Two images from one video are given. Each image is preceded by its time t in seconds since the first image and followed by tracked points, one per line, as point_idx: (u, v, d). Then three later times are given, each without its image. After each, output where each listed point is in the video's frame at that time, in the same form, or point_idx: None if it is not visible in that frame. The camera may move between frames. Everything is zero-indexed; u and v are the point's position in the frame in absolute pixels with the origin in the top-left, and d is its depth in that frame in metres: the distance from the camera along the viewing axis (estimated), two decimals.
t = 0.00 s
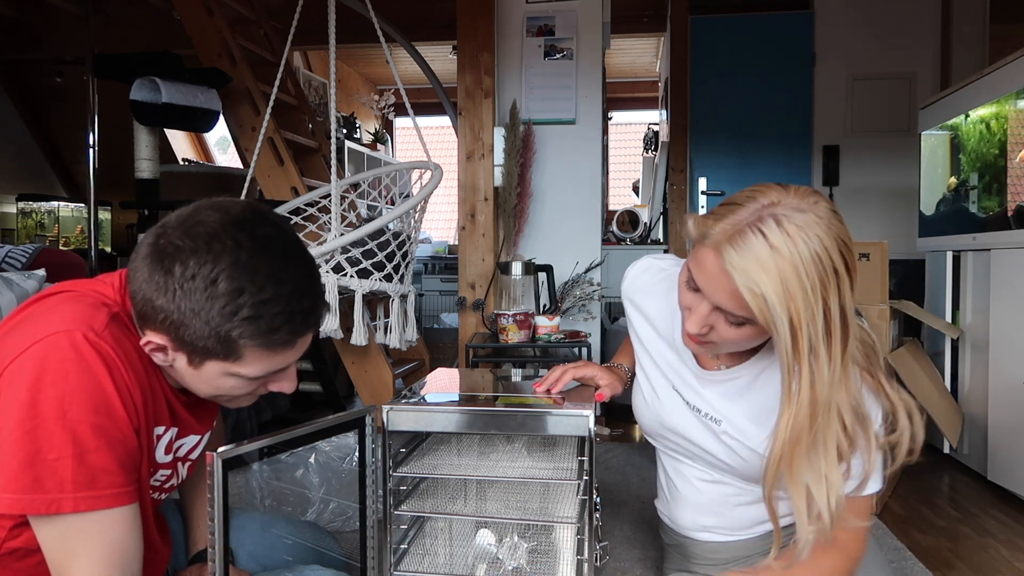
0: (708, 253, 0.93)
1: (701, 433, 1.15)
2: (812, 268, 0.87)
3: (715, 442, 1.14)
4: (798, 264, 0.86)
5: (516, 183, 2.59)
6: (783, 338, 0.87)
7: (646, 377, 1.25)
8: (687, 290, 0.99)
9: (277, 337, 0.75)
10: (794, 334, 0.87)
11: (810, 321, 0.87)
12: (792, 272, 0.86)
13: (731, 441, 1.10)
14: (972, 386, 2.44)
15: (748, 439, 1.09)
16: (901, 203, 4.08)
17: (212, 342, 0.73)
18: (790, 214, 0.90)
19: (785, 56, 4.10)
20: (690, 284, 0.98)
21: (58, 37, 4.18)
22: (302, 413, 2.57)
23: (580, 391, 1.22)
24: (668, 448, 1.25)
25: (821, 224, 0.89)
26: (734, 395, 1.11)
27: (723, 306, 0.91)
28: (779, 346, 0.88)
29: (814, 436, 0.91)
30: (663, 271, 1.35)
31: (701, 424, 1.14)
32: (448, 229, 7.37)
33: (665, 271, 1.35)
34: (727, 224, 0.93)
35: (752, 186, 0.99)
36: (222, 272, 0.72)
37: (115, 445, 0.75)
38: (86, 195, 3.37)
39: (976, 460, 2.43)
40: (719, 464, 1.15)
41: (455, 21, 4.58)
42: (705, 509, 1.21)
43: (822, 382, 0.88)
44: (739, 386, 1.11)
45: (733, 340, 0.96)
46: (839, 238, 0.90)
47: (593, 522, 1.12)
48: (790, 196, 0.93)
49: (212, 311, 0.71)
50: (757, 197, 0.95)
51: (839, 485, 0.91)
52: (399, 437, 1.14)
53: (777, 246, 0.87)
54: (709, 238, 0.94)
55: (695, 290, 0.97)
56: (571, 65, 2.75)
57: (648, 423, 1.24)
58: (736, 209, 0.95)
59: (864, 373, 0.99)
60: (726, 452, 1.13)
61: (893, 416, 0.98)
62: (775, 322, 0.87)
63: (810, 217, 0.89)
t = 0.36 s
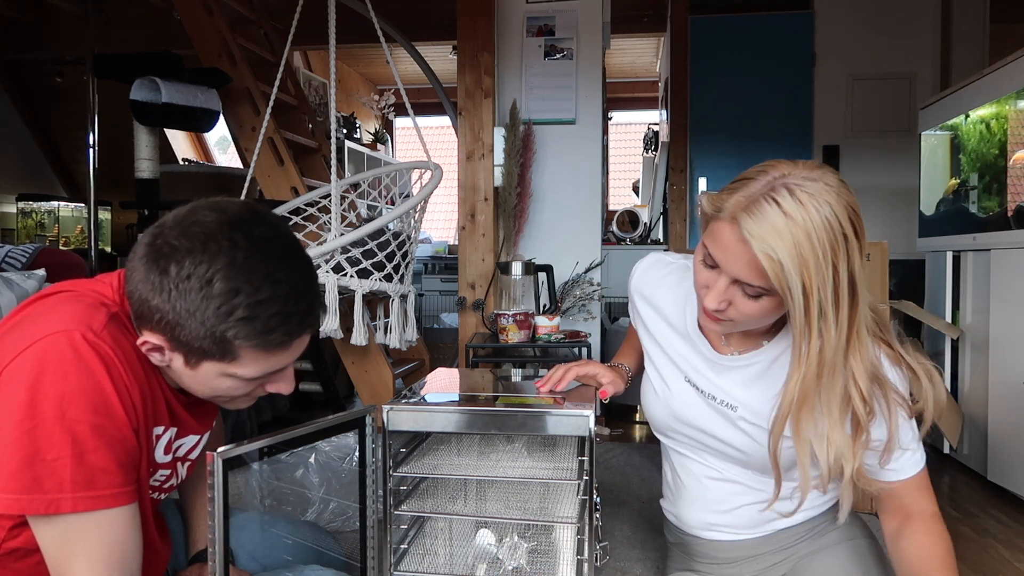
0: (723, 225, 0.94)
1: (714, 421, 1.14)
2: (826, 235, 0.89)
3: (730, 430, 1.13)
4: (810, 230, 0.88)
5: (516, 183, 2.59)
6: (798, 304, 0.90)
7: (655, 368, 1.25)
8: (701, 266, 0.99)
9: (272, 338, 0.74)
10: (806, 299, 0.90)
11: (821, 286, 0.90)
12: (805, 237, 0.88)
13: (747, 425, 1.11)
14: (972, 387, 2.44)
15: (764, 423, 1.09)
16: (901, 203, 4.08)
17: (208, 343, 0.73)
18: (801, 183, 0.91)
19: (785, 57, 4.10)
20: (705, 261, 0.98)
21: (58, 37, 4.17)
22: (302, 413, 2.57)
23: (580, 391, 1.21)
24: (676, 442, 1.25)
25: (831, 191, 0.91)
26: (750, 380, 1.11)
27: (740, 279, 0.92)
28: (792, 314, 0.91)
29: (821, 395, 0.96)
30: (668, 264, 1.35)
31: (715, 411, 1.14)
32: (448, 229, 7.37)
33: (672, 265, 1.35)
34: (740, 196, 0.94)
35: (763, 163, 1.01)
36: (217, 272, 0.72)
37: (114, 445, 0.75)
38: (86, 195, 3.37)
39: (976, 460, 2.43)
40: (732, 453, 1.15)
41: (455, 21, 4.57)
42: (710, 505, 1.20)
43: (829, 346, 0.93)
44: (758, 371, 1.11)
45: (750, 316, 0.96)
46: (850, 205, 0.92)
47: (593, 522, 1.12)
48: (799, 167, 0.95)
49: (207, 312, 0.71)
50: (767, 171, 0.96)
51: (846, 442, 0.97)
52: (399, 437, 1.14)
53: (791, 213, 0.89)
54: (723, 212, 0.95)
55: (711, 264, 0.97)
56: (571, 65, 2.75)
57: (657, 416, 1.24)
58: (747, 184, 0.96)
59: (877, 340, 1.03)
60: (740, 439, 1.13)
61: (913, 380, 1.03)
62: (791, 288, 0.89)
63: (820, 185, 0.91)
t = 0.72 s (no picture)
0: (771, 220, 0.93)
1: (714, 417, 1.14)
2: (870, 208, 0.92)
3: (730, 427, 1.13)
4: (862, 206, 0.91)
5: (516, 183, 2.59)
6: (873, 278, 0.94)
7: (655, 365, 1.24)
8: (747, 266, 0.97)
9: (268, 340, 0.74)
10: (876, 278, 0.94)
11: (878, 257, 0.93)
12: (865, 217, 0.91)
13: (745, 423, 1.10)
14: (972, 387, 2.44)
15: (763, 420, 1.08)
16: (901, 203, 4.08)
17: (205, 344, 0.73)
18: (828, 164, 0.94)
19: (785, 57, 4.10)
20: (749, 260, 0.97)
21: (58, 37, 4.18)
22: (302, 413, 2.57)
23: (580, 391, 1.21)
24: (677, 441, 1.25)
25: (858, 165, 0.95)
26: (748, 375, 1.11)
27: (803, 270, 0.92)
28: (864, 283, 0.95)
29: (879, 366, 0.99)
30: (671, 260, 1.36)
31: (715, 407, 1.14)
32: (448, 229, 7.37)
33: (673, 261, 1.35)
34: (777, 191, 0.94)
35: (775, 152, 1.01)
36: (215, 272, 0.72)
37: (113, 445, 0.75)
38: (86, 195, 3.37)
39: (976, 460, 2.43)
40: (731, 450, 1.15)
41: (455, 21, 4.58)
42: (710, 505, 1.20)
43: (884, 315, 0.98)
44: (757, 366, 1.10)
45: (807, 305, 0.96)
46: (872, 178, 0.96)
47: (593, 522, 1.12)
48: (817, 151, 0.97)
49: (203, 313, 0.71)
50: (788, 159, 0.98)
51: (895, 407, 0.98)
52: (399, 437, 1.14)
53: (840, 193, 0.90)
54: (765, 206, 0.94)
55: (759, 263, 0.96)
56: (571, 65, 2.75)
57: (656, 414, 1.24)
58: (775, 175, 0.96)
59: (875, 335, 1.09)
60: (738, 435, 1.12)
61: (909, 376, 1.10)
62: (870, 267, 0.93)
63: (846, 163, 0.94)
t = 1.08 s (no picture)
0: (786, 189, 0.94)
1: (715, 417, 1.14)
2: (877, 188, 0.93)
3: (730, 426, 1.13)
4: (870, 183, 0.92)
5: (516, 183, 2.59)
6: (874, 254, 0.94)
7: (655, 365, 1.24)
8: (755, 239, 0.98)
9: (268, 340, 0.74)
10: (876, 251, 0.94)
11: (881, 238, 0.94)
12: (873, 192, 0.93)
13: (745, 422, 1.10)
14: (972, 387, 2.44)
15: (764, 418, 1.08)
16: (900, 203, 4.08)
17: (204, 343, 0.73)
18: (837, 142, 0.96)
19: (785, 57, 4.10)
20: (758, 232, 0.98)
21: (59, 37, 4.17)
22: (302, 413, 2.58)
23: (580, 391, 1.21)
24: (677, 442, 1.25)
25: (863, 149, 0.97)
26: (748, 373, 1.11)
27: (810, 240, 0.93)
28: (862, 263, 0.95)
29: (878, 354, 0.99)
30: (670, 261, 1.36)
31: (715, 406, 1.14)
32: (448, 229, 7.37)
33: (672, 261, 1.36)
34: (788, 159, 0.96)
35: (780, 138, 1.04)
36: (215, 271, 0.72)
37: (113, 445, 0.75)
38: (86, 195, 3.37)
39: (976, 460, 2.43)
40: (731, 450, 1.15)
41: (455, 21, 4.58)
42: (710, 504, 1.20)
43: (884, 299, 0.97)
44: (756, 364, 1.10)
45: (811, 284, 0.96)
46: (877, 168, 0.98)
47: (593, 522, 1.12)
48: (824, 135, 0.99)
49: (203, 313, 0.71)
50: (797, 139, 0.99)
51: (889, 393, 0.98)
52: (399, 437, 1.14)
53: (850, 167, 0.92)
54: (779, 175, 0.96)
55: (767, 235, 0.97)
56: (571, 65, 2.75)
57: (656, 414, 1.24)
58: (785, 150, 0.98)
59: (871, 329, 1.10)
60: (739, 435, 1.12)
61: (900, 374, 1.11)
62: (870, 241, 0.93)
63: (854, 145, 0.96)
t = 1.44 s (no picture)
0: (775, 176, 0.96)
1: (713, 417, 1.14)
2: (869, 180, 0.93)
3: (729, 426, 1.13)
4: (859, 175, 0.92)
5: (516, 183, 2.59)
6: (854, 245, 0.92)
7: (654, 365, 1.24)
8: (745, 226, 0.99)
9: (268, 340, 0.74)
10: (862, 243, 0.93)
11: (868, 229, 0.93)
12: (861, 182, 0.92)
13: (744, 422, 1.10)
14: (972, 387, 2.44)
15: (763, 419, 1.08)
16: (900, 203, 4.08)
17: (204, 344, 0.73)
18: (832, 135, 0.96)
19: (785, 57, 4.10)
20: (748, 218, 0.99)
21: (58, 37, 4.17)
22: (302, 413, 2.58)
23: (580, 391, 1.21)
24: (676, 442, 1.24)
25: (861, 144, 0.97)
26: (747, 374, 1.11)
27: (796, 227, 0.93)
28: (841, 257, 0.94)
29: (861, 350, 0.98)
30: (670, 260, 1.36)
31: (713, 407, 1.14)
32: (448, 229, 7.37)
33: (672, 260, 1.36)
34: (781, 147, 0.98)
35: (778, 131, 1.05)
36: (215, 272, 0.72)
37: (113, 445, 0.75)
38: (86, 195, 3.37)
39: (976, 460, 2.43)
40: (730, 451, 1.15)
41: (455, 22, 4.58)
42: (710, 504, 1.20)
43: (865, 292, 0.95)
44: (757, 363, 1.10)
45: (800, 275, 0.96)
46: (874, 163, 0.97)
47: (593, 522, 1.12)
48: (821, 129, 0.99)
49: (203, 314, 0.71)
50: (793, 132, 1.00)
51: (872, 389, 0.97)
52: (399, 437, 1.14)
53: (840, 157, 0.92)
54: (770, 162, 0.98)
55: (755, 220, 0.98)
56: (571, 65, 2.75)
57: (655, 414, 1.24)
58: (778, 139, 1.00)
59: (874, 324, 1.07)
60: (738, 436, 1.12)
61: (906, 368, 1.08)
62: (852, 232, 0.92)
63: (850, 138, 0.96)
